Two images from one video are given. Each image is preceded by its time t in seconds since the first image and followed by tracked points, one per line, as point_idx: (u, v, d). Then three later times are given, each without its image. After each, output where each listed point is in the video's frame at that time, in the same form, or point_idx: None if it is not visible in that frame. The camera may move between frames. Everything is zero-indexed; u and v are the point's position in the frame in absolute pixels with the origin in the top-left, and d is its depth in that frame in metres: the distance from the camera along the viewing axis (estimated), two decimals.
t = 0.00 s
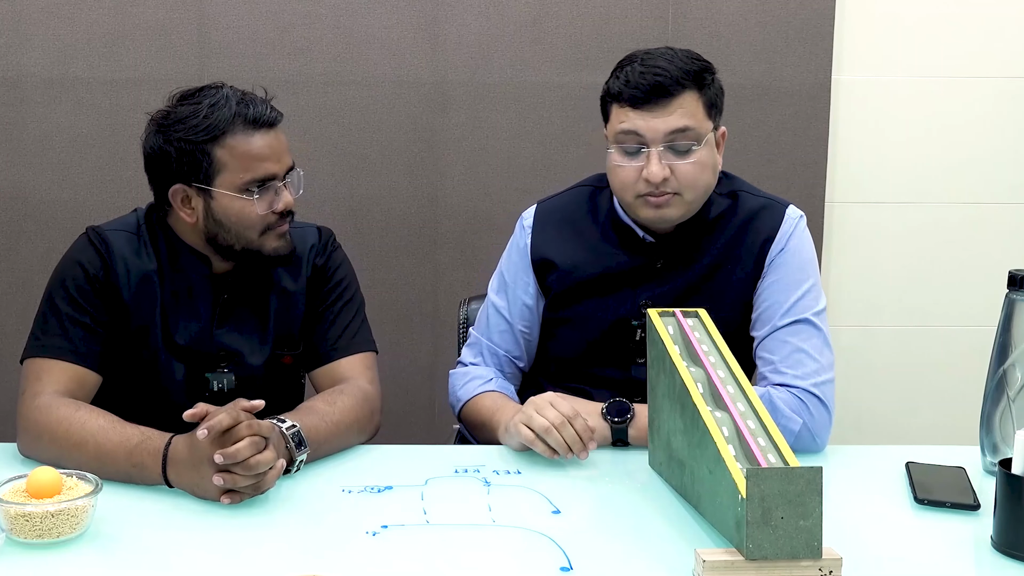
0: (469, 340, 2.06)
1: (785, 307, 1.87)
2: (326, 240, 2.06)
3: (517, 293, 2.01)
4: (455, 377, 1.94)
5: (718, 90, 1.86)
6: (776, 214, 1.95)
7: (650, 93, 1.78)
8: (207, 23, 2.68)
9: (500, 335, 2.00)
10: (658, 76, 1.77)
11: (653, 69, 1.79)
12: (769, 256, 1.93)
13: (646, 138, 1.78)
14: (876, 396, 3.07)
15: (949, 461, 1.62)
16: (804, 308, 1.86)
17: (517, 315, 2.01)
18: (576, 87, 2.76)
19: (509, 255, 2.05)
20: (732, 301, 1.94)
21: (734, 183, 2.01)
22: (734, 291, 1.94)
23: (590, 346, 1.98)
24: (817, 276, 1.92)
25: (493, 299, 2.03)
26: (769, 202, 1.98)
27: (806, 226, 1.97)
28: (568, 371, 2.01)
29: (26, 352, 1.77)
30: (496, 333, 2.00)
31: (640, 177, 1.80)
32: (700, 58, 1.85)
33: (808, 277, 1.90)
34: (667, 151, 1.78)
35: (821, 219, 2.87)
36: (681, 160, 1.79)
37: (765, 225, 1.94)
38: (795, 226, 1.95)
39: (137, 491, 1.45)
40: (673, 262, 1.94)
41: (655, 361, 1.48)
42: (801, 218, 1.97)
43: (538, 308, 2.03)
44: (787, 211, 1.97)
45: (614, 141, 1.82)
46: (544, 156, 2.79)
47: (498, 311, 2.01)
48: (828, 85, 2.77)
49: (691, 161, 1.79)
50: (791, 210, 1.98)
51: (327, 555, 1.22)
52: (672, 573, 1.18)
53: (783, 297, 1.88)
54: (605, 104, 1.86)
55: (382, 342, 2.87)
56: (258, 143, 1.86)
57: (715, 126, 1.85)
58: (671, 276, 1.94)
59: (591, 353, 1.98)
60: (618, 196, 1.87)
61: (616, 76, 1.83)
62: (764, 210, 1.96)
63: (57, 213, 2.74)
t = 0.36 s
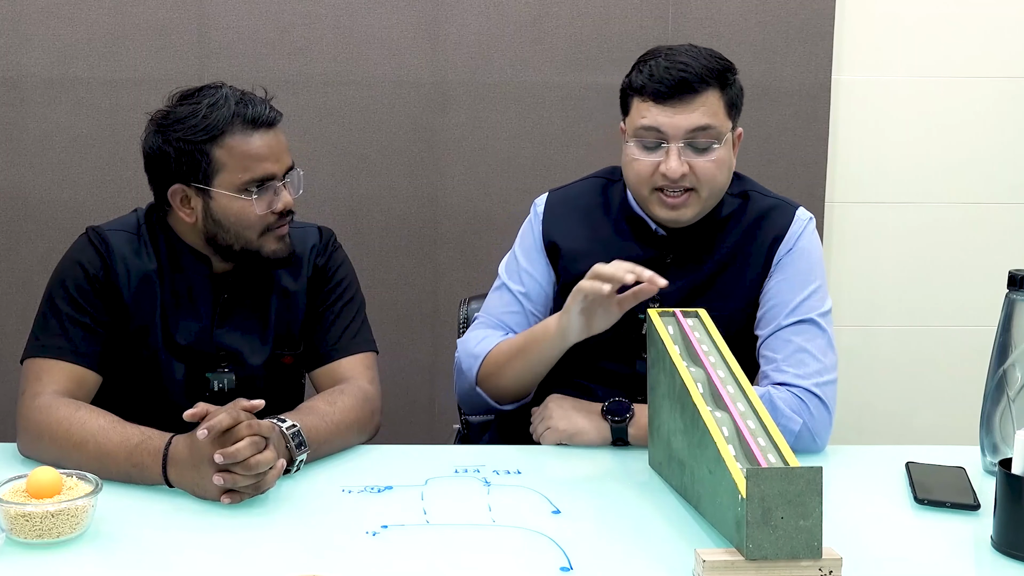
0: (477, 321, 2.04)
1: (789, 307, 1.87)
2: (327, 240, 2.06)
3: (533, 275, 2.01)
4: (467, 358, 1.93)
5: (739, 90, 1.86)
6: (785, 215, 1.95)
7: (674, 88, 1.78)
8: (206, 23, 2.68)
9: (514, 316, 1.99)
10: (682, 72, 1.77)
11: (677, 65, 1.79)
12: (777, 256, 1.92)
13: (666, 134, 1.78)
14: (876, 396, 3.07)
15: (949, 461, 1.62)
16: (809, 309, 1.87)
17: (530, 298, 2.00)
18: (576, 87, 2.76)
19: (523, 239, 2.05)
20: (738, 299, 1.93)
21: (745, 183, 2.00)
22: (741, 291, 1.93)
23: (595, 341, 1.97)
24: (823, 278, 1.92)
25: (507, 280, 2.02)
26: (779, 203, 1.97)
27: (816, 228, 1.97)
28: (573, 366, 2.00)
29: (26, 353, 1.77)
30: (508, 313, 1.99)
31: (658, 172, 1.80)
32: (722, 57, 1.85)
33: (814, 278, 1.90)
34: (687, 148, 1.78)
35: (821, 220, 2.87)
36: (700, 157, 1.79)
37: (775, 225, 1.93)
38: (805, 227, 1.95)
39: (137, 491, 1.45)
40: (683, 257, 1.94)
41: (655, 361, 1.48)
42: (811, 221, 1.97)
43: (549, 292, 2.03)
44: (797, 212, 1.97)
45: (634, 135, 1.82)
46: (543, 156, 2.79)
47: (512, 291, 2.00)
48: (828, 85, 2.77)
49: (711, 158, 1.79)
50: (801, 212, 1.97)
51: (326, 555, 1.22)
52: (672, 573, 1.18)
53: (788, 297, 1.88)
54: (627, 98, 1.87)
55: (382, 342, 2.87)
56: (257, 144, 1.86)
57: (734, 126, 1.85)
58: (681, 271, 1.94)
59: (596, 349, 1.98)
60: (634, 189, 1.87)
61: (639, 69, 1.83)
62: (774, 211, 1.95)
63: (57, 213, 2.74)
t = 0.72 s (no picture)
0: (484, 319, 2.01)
1: (791, 307, 1.87)
2: (327, 240, 2.06)
3: (542, 272, 2.00)
4: (479, 356, 1.91)
5: (745, 98, 1.85)
6: (788, 216, 1.95)
7: (681, 101, 1.76)
8: (206, 23, 2.68)
9: (524, 313, 1.98)
10: (689, 84, 1.75)
11: (683, 76, 1.77)
12: (779, 257, 1.92)
13: (672, 146, 1.77)
14: (876, 396, 3.07)
15: (949, 461, 1.63)
16: (810, 309, 1.87)
17: (540, 296, 2.00)
18: (576, 87, 2.76)
19: (530, 236, 2.04)
20: (740, 300, 1.93)
21: (746, 183, 1.99)
22: (743, 291, 1.93)
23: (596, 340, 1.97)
24: (824, 278, 1.92)
25: (516, 276, 2.00)
26: (781, 204, 1.97)
27: (818, 230, 1.96)
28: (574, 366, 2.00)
29: (26, 353, 1.77)
30: (518, 310, 1.98)
31: (664, 183, 1.80)
32: (729, 66, 1.83)
33: (816, 279, 1.90)
34: (693, 160, 1.78)
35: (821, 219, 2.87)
36: (706, 169, 1.78)
37: (777, 226, 1.93)
38: (807, 228, 1.94)
39: (137, 491, 1.45)
40: (686, 259, 1.94)
41: (655, 362, 1.48)
42: (813, 222, 1.96)
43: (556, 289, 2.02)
44: (800, 213, 1.96)
45: (639, 144, 1.82)
46: (543, 156, 2.79)
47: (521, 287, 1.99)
48: (828, 85, 2.77)
49: (717, 171, 1.79)
50: (803, 213, 1.97)
51: (326, 554, 1.22)
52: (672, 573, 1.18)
53: (790, 297, 1.88)
54: (632, 104, 1.85)
55: (382, 342, 2.87)
56: (254, 144, 1.85)
57: (739, 134, 1.84)
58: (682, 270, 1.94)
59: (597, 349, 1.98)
60: (639, 196, 1.87)
61: (646, 78, 1.81)
62: (776, 212, 1.95)
63: (57, 213, 2.74)
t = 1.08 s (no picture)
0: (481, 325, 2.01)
1: (790, 307, 1.87)
2: (327, 240, 2.06)
3: (540, 277, 2.00)
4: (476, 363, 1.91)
5: (739, 102, 1.84)
6: (785, 215, 1.94)
7: (671, 109, 1.75)
8: (206, 23, 2.68)
9: (521, 317, 1.98)
10: (678, 93, 1.75)
11: (673, 84, 1.77)
12: (776, 257, 1.92)
13: (663, 155, 1.77)
14: (876, 396, 3.07)
15: (949, 461, 1.63)
16: (809, 309, 1.87)
17: (538, 299, 2.00)
18: (576, 87, 2.76)
19: (525, 241, 2.04)
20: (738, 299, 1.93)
21: (742, 183, 1.99)
22: (742, 291, 1.93)
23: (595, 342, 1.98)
24: (823, 278, 1.92)
25: (514, 282, 2.00)
26: (778, 204, 1.96)
27: (815, 229, 1.96)
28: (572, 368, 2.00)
29: (26, 353, 1.77)
30: (516, 315, 1.97)
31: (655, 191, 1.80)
32: (722, 70, 1.82)
33: (814, 279, 1.90)
34: (684, 169, 1.78)
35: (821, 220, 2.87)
36: (698, 178, 1.79)
37: (774, 225, 1.93)
38: (804, 227, 1.94)
39: (137, 491, 1.45)
40: (683, 260, 1.94)
41: (656, 362, 1.48)
42: (810, 221, 1.96)
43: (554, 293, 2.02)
44: (796, 213, 1.96)
45: (631, 152, 1.82)
46: (543, 156, 2.79)
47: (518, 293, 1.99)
48: (828, 85, 2.77)
49: (708, 180, 1.79)
50: (800, 212, 1.97)
51: (326, 554, 1.22)
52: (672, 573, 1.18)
53: (788, 297, 1.88)
54: (624, 110, 1.85)
55: (382, 342, 2.87)
56: (251, 143, 1.85)
57: (733, 140, 1.84)
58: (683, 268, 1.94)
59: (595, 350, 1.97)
60: (632, 204, 1.88)
61: (637, 86, 1.81)
62: (774, 212, 1.95)
63: (58, 213, 2.74)
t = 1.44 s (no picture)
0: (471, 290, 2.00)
1: (789, 307, 1.87)
2: (327, 241, 2.06)
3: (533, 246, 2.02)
4: (450, 301, 1.88)
5: (721, 96, 1.85)
6: (783, 215, 1.96)
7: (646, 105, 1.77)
8: (206, 24, 2.68)
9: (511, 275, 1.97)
10: (654, 88, 1.77)
11: (650, 80, 1.79)
12: (775, 256, 1.92)
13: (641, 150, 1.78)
14: (876, 396, 3.07)
15: (950, 461, 1.63)
16: (808, 309, 1.87)
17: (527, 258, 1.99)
18: (577, 87, 2.76)
19: (526, 221, 2.08)
20: (736, 299, 1.93)
21: (742, 184, 2.01)
22: (741, 291, 1.93)
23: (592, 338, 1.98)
24: (822, 278, 1.92)
25: (509, 250, 2.02)
26: (777, 203, 1.98)
27: (814, 229, 1.97)
28: (571, 362, 2.03)
29: (26, 353, 1.77)
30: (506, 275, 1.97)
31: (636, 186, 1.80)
32: (703, 66, 1.83)
33: (813, 278, 1.90)
34: (663, 163, 1.78)
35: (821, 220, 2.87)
36: (677, 172, 1.79)
37: (772, 225, 1.94)
38: (803, 227, 1.95)
39: (137, 491, 1.45)
40: (678, 252, 1.94)
41: (655, 362, 1.48)
42: (809, 222, 1.97)
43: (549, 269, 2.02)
44: (795, 213, 1.97)
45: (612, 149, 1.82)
46: (543, 156, 2.79)
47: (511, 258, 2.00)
48: (828, 85, 2.77)
49: (686, 174, 1.80)
50: (799, 213, 1.97)
51: (326, 554, 1.22)
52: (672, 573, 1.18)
53: (788, 297, 1.88)
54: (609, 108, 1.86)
55: (382, 343, 2.87)
56: (252, 143, 1.85)
57: (716, 135, 1.84)
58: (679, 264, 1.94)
59: (594, 345, 1.99)
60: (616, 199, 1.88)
61: (618, 83, 1.83)
62: (773, 211, 1.96)
63: (58, 213, 2.74)
